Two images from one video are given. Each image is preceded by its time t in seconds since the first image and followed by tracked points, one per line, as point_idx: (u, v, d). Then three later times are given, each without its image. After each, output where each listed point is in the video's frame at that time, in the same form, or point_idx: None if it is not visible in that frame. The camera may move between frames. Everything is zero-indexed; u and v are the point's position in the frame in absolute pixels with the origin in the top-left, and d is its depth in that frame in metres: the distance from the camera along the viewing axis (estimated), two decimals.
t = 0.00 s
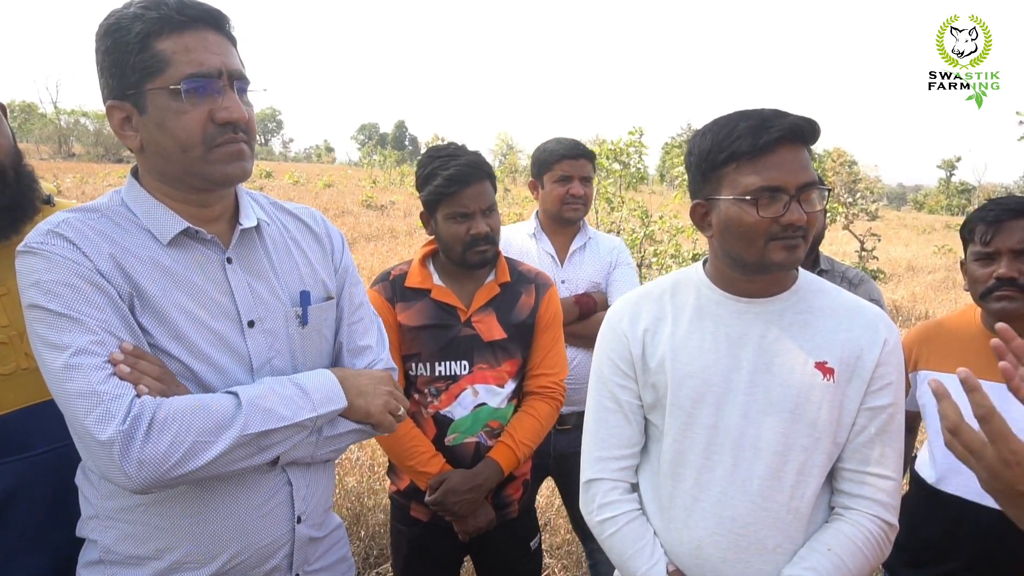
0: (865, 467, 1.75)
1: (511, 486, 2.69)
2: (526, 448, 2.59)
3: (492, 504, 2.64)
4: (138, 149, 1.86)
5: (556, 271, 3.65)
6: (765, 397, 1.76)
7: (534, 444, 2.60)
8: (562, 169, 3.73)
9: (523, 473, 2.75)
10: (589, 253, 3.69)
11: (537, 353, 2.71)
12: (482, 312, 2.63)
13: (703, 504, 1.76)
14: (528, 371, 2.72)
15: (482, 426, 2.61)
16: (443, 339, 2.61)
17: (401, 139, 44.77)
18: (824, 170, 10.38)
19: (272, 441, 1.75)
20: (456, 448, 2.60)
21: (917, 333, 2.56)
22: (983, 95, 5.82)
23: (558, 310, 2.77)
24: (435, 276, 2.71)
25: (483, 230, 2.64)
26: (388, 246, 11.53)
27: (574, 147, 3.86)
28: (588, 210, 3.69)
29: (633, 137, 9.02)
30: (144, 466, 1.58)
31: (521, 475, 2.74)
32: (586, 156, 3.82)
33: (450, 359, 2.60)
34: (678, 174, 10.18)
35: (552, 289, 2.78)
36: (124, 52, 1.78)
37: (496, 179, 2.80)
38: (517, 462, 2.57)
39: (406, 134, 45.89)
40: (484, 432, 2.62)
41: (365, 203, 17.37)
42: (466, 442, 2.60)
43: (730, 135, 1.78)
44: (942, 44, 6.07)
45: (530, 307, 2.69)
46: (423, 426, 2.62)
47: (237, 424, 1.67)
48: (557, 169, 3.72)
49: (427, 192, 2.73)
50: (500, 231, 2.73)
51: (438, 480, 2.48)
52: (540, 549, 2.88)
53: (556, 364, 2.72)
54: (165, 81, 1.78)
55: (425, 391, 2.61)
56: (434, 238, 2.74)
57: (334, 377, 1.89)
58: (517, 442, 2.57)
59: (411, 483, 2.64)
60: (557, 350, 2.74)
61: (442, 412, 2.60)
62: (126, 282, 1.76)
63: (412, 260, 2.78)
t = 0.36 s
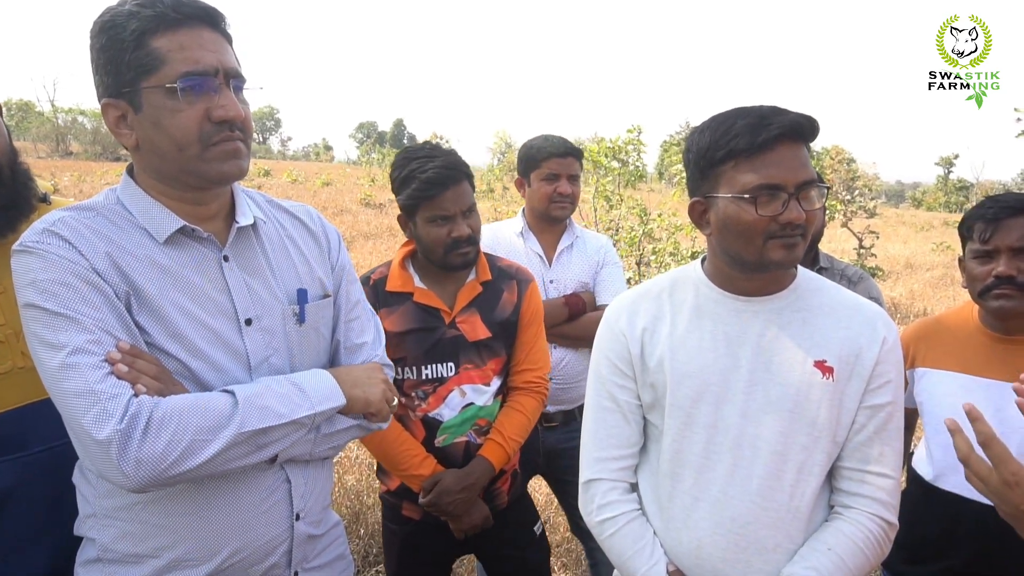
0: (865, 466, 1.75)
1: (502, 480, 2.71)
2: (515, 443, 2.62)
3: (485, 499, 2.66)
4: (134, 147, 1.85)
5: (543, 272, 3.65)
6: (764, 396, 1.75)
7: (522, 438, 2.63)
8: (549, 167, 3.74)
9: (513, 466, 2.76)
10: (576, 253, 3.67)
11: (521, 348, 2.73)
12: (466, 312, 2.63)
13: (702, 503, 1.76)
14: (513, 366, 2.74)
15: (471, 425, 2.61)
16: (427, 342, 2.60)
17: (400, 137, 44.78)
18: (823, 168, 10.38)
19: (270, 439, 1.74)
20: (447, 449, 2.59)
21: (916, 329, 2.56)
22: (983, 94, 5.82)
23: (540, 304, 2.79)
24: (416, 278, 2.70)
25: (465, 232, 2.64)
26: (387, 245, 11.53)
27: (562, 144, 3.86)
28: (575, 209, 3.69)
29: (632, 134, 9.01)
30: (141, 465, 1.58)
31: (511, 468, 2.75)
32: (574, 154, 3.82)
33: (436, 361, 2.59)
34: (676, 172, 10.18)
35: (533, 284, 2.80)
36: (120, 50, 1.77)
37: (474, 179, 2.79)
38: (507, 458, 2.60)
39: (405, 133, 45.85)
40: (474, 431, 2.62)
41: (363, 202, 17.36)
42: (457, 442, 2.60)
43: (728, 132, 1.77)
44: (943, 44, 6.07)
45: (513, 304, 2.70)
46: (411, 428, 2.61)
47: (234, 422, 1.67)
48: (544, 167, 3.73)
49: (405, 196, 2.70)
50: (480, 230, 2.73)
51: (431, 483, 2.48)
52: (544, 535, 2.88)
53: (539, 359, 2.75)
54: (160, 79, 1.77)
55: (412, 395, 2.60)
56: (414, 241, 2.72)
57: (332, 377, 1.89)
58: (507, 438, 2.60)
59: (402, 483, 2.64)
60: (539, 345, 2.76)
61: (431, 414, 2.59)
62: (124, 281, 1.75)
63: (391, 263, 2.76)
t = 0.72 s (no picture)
0: (873, 470, 1.74)
1: (521, 489, 2.70)
2: (535, 448, 2.60)
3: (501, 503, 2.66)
4: (140, 155, 1.86)
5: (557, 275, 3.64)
6: (771, 400, 1.75)
7: (541, 444, 2.62)
8: (560, 170, 3.74)
9: (533, 474, 2.75)
10: (589, 256, 3.68)
11: (542, 353, 2.72)
12: (485, 315, 2.63)
13: (709, 509, 1.75)
14: (534, 371, 2.73)
15: (489, 428, 2.61)
16: (445, 344, 2.60)
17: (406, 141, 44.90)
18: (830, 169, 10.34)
19: (276, 442, 1.75)
20: (464, 452, 2.60)
21: (925, 330, 2.55)
22: (992, 94, 5.80)
23: (562, 309, 2.77)
24: (435, 280, 2.71)
25: (480, 233, 2.64)
26: (394, 248, 11.56)
27: (573, 148, 3.86)
28: (587, 211, 3.70)
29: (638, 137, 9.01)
30: (149, 469, 1.59)
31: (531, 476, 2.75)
32: (585, 157, 3.83)
33: (454, 364, 2.60)
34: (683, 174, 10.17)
35: (555, 288, 2.79)
36: (125, 59, 1.79)
37: (489, 180, 2.79)
38: (526, 463, 2.59)
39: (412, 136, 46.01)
40: (492, 435, 2.61)
41: (370, 206, 17.43)
42: (474, 445, 2.60)
43: (737, 134, 1.77)
44: (948, 42, 6.06)
45: (533, 308, 2.69)
46: (429, 431, 2.63)
47: (240, 425, 1.68)
48: (555, 171, 3.73)
49: (420, 198, 2.72)
50: (497, 232, 2.72)
51: (447, 485, 2.50)
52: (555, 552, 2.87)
53: (562, 363, 2.73)
54: (165, 87, 1.78)
55: (430, 397, 2.62)
56: (431, 243, 2.74)
57: (337, 379, 1.90)
58: (525, 443, 2.58)
59: (421, 486, 2.65)
60: (562, 349, 2.75)
61: (448, 417, 2.60)
62: (131, 286, 1.77)
63: (411, 266, 2.78)
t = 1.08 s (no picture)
0: (860, 472, 1.75)
1: (540, 494, 2.70)
2: (556, 453, 2.58)
3: (522, 509, 2.66)
4: (127, 154, 1.85)
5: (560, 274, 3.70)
6: (759, 401, 1.76)
7: (564, 449, 2.59)
8: (563, 170, 3.74)
9: (553, 480, 2.74)
10: (592, 256, 3.72)
11: (567, 356, 2.68)
12: (509, 316, 2.62)
13: (697, 510, 1.76)
14: (558, 374, 2.70)
15: (510, 431, 2.61)
16: (468, 345, 2.61)
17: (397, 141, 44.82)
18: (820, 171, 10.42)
19: (265, 441, 1.74)
20: (484, 454, 2.60)
21: (910, 331, 2.59)
22: (980, 95, 5.85)
23: (587, 312, 2.74)
24: (460, 280, 2.70)
25: (500, 235, 2.65)
26: (384, 249, 11.53)
27: (575, 148, 3.84)
28: (590, 212, 3.73)
29: (629, 138, 9.05)
30: (135, 469, 1.57)
31: (552, 482, 2.74)
32: (588, 158, 3.80)
33: (477, 364, 2.60)
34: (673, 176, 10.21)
35: (580, 291, 2.77)
36: (111, 58, 1.77)
37: (511, 183, 2.80)
38: (546, 468, 2.57)
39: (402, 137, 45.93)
40: (513, 438, 2.61)
41: (361, 206, 17.38)
42: (494, 447, 2.60)
43: (730, 135, 1.79)
44: (936, 43, 6.12)
45: (558, 311, 2.68)
46: (451, 430, 2.65)
47: (228, 423, 1.67)
48: (558, 171, 3.73)
49: (443, 200, 2.75)
50: (519, 234, 2.72)
51: (466, 487, 2.51)
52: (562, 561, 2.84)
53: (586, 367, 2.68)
54: (152, 87, 1.77)
55: (453, 396, 2.64)
56: (453, 244, 2.75)
57: (326, 377, 1.90)
58: (546, 448, 2.56)
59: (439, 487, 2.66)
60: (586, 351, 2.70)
61: (469, 417, 2.62)
62: (118, 285, 1.75)
63: (437, 265, 2.78)
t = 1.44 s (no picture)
0: (865, 476, 1.75)
1: (564, 500, 2.67)
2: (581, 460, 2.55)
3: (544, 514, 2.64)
4: (137, 154, 1.86)
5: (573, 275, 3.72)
6: (764, 404, 1.76)
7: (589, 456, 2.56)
8: (579, 173, 3.77)
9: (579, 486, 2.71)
10: (606, 258, 3.73)
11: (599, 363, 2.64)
12: (543, 320, 2.61)
13: (701, 512, 1.76)
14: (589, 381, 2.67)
15: (536, 434, 2.59)
16: (501, 345, 2.61)
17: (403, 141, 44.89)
18: (826, 175, 10.42)
19: (271, 440, 1.75)
20: (508, 455, 2.60)
21: (916, 337, 2.59)
22: (987, 98, 5.87)
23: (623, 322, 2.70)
24: (498, 282, 2.72)
25: (538, 240, 2.66)
26: (390, 248, 11.57)
27: (592, 151, 3.85)
28: (605, 215, 3.74)
29: (635, 140, 9.08)
30: (141, 466, 1.59)
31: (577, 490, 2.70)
32: (604, 161, 3.82)
33: (508, 366, 2.60)
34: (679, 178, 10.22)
35: (616, 300, 2.74)
36: (122, 59, 1.79)
37: (553, 189, 2.80)
38: (570, 475, 2.54)
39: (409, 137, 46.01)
40: (538, 441, 2.59)
41: (366, 205, 17.44)
42: (518, 450, 2.59)
43: (737, 140, 1.79)
44: (943, 44, 6.13)
45: (592, 318, 2.65)
46: (478, 428, 2.66)
47: (233, 422, 1.68)
48: (574, 174, 3.76)
49: (484, 202, 2.78)
50: (557, 240, 2.72)
51: (488, 486, 2.52)
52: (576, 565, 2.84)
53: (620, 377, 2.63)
54: (162, 87, 1.79)
55: (482, 395, 2.65)
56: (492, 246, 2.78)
57: (332, 377, 1.90)
58: (571, 454, 2.54)
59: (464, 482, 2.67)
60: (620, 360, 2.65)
61: (497, 417, 2.62)
62: (126, 283, 1.76)
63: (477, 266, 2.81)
